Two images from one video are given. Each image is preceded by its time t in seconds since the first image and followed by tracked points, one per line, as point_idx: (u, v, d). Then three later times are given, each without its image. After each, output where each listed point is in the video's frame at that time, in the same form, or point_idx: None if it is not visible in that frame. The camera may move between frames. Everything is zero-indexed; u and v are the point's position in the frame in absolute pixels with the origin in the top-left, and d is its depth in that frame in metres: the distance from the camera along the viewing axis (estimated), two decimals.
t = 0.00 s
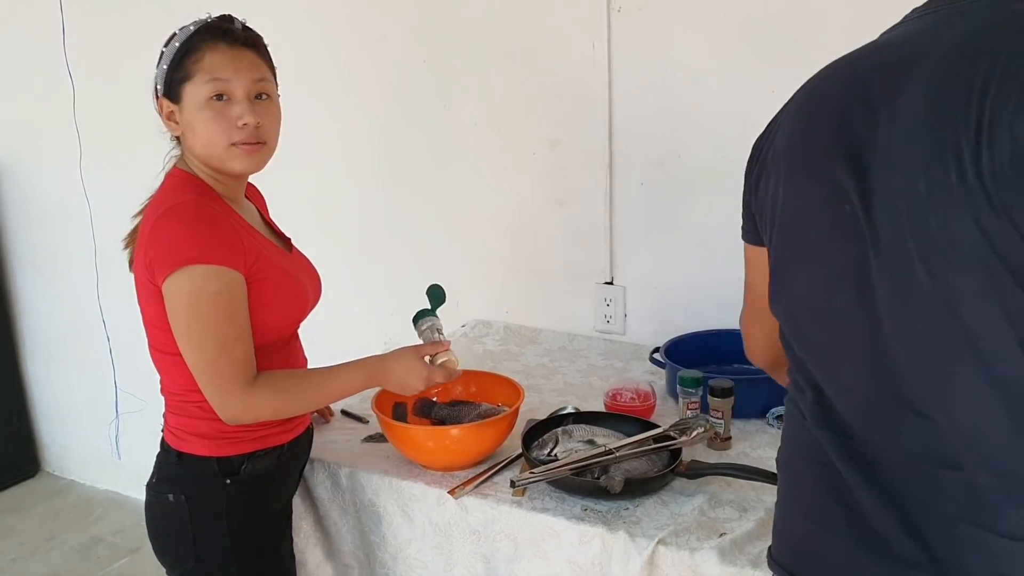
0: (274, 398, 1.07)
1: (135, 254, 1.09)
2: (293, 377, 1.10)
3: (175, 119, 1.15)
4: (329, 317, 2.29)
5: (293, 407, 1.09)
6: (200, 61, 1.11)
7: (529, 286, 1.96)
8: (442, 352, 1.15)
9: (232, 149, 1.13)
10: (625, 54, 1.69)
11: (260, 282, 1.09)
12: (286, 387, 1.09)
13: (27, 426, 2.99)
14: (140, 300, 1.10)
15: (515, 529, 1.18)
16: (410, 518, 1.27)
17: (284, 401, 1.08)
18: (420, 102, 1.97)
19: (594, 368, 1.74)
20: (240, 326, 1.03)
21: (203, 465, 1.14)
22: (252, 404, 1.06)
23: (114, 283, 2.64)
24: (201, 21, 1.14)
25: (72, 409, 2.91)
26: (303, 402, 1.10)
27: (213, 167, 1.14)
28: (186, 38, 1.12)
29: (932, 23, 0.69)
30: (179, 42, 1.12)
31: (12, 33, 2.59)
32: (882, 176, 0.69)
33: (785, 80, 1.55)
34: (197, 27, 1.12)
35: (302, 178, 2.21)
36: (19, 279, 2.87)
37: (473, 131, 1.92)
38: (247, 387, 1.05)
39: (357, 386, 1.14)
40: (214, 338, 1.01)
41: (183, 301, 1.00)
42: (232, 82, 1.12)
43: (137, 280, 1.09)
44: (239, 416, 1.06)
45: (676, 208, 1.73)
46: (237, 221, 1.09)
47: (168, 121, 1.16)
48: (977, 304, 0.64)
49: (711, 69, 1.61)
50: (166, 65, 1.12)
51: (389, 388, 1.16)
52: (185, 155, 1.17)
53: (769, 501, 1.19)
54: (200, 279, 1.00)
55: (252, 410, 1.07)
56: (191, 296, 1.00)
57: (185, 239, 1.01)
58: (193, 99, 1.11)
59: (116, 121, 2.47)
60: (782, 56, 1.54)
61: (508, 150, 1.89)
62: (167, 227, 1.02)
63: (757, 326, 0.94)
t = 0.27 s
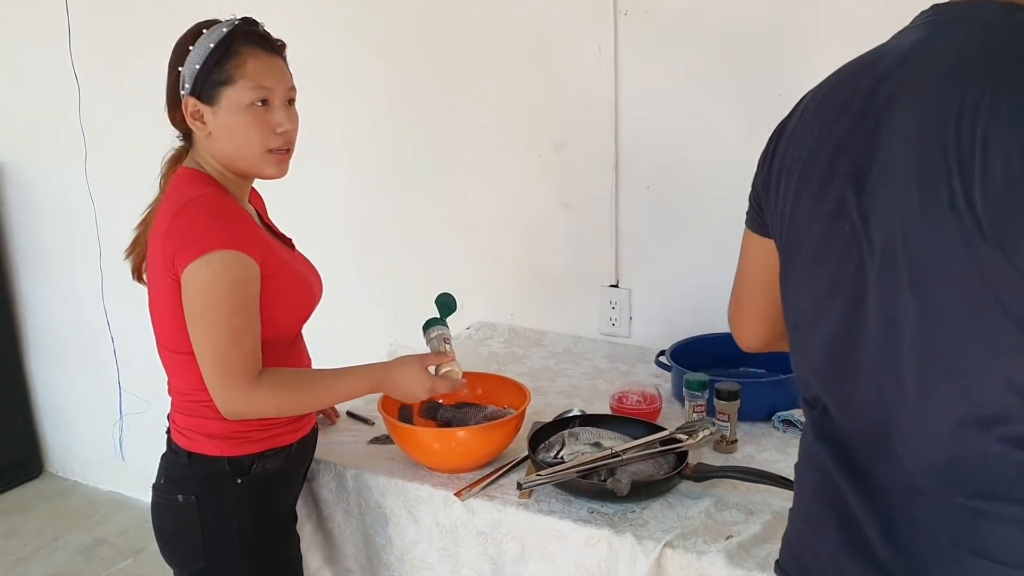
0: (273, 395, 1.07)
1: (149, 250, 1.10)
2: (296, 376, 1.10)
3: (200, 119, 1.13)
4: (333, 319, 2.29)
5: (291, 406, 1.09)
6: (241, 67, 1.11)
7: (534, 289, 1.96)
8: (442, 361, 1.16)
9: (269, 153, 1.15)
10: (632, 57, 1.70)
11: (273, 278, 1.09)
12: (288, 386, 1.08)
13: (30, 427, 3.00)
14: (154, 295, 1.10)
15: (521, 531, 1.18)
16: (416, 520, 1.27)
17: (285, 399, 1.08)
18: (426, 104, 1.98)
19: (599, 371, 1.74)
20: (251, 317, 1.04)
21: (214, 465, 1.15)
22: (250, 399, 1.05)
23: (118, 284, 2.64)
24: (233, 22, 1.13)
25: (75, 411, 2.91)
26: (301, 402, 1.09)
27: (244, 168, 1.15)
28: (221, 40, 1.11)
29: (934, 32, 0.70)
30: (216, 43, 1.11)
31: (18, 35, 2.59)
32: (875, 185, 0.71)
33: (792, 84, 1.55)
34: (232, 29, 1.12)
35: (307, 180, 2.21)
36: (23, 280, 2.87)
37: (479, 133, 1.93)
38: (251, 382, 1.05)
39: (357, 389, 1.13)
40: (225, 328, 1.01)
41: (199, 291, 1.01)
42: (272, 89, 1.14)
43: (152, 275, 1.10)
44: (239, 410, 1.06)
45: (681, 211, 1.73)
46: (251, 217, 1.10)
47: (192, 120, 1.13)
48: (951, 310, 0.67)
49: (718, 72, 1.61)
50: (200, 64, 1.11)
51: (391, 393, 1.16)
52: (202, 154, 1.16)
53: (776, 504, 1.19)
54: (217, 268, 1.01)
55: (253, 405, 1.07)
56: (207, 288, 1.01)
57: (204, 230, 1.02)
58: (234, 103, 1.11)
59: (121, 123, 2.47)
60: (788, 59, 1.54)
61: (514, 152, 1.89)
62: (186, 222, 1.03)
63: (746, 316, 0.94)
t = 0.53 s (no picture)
0: (291, 392, 1.07)
1: (156, 250, 1.10)
2: (316, 375, 1.10)
3: (223, 121, 1.13)
4: (337, 321, 2.30)
5: (310, 404, 1.09)
6: (272, 74, 1.12)
7: (537, 292, 1.96)
8: (472, 375, 1.17)
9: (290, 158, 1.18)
10: (637, 59, 1.70)
11: (280, 277, 1.10)
12: (308, 383, 1.09)
13: (32, 428, 3.00)
14: (161, 295, 1.10)
15: (526, 533, 1.18)
16: (419, 522, 1.27)
17: (301, 398, 1.08)
18: (431, 106, 1.98)
19: (602, 373, 1.74)
20: (263, 312, 1.04)
21: (223, 465, 1.15)
22: (267, 395, 1.05)
23: (121, 285, 2.65)
24: (260, 27, 1.13)
25: (78, 412, 2.91)
26: (320, 401, 1.10)
27: (261, 171, 1.17)
28: (253, 45, 1.11)
29: None
30: (247, 48, 1.11)
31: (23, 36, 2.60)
32: (951, 216, 0.63)
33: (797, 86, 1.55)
34: (260, 35, 1.13)
35: (312, 181, 2.21)
36: (27, 280, 2.87)
37: (483, 136, 1.93)
38: (265, 378, 1.05)
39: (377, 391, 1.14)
40: (235, 323, 1.02)
41: (211, 286, 1.01)
42: (298, 97, 1.16)
43: (159, 275, 1.10)
44: (252, 408, 1.06)
45: (686, 214, 1.73)
46: (258, 215, 1.10)
47: (216, 121, 1.12)
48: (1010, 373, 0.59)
49: (723, 75, 1.61)
50: (230, 68, 1.10)
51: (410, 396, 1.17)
52: (218, 154, 1.16)
53: (780, 508, 1.19)
54: (228, 263, 1.01)
55: (265, 405, 1.06)
56: (219, 282, 1.01)
57: (214, 227, 1.03)
58: (263, 110, 1.12)
59: (125, 124, 2.48)
60: (793, 62, 1.54)
61: (518, 155, 1.89)
62: (195, 220, 1.04)
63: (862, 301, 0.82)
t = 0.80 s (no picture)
0: (322, 388, 1.07)
1: (161, 252, 1.10)
2: (345, 372, 1.11)
3: (230, 120, 1.13)
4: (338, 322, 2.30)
5: (340, 401, 1.09)
6: (281, 76, 1.13)
7: (538, 294, 1.97)
8: (499, 370, 1.18)
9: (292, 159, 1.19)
10: (639, 62, 1.70)
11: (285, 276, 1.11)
12: (339, 381, 1.09)
13: (31, 428, 3.00)
14: (168, 295, 1.10)
15: (526, 534, 1.19)
16: (420, 523, 1.28)
17: (332, 395, 1.08)
18: (434, 108, 1.98)
19: (603, 376, 1.75)
20: (283, 311, 1.04)
21: (227, 465, 1.16)
22: (299, 391, 1.06)
23: (122, 286, 2.65)
24: (268, 27, 1.14)
25: (78, 413, 2.92)
26: (349, 398, 1.10)
27: (263, 170, 1.18)
28: (263, 46, 1.12)
29: None
30: (256, 48, 1.11)
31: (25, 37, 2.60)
32: None
33: (799, 90, 1.56)
34: (269, 35, 1.13)
35: (314, 183, 2.22)
36: (27, 280, 2.87)
37: (486, 138, 1.93)
38: (297, 375, 1.05)
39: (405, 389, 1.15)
40: (255, 323, 1.02)
41: (227, 286, 1.02)
42: (303, 99, 1.17)
43: (165, 277, 1.10)
44: (285, 404, 1.06)
45: (688, 217, 1.73)
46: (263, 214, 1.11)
47: (222, 121, 1.12)
48: None
49: (725, 78, 1.62)
50: (239, 68, 1.11)
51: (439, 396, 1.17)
52: (221, 153, 1.16)
53: (781, 510, 1.19)
54: (241, 264, 1.01)
55: (298, 400, 1.07)
56: (236, 283, 1.02)
57: (225, 228, 1.03)
58: (270, 111, 1.13)
59: (127, 124, 2.48)
60: (795, 65, 1.55)
61: (520, 157, 1.90)
62: (201, 222, 1.04)
63: None
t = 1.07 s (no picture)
0: (318, 392, 1.08)
1: (162, 252, 1.10)
2: (339, 375, 1.11)
3: (244, 122, 1.13)
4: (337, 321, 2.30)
5: (336, 405, 1.10)
6: (299, 87, 1.15)
7: (538, 294, 1.97)
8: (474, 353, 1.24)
9: (292, 167, 1.21)
10: (641, 63, 1.70)
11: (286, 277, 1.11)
12: (332, 382, 1.10)
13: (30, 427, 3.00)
14: (169, 295, 1.10)
15: (525, 534, 1.19)
16: (419, 522, 1.28)
17: (328, 395, 1.09)
18: (435, 108, 1.99)
19: (602, 376, 1.75)
20: (281, 313, 1.05)
21: (232, 463, 1.16)
22: (297, 396, 1.06)
23: (122, 285, 2.65)
24: (291, 37, 1.14)
25: (77, 411, 2.92)
26: (345, 402, 1.11)
27: (264, 175, 1.19)
28: (286, 56, 1.13)
29: None
30: (281, 56, 1.12)
31: (26, 34, 2.60)
32: None
33: (800, 91, 1.56)
34: (292, 45, 1.14)
35: (315, 182, 2.22)
36: (27, 279, 2.88)
37: (486, 138, 1.93)
38: (292, 377, 1.06)
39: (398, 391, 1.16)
40: (254, 325, 1.03)
41: (228, 288, 1.02)
42: (315, 110, 1.19)
43: (166, 276, 1.10)
44: (281, 407, 1.07)
45: (688, 218, 1.73)
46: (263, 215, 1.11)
47: (237, 122, 1.12)
48: None
49: (726, 79, 1.62)
50: (263, 73, 1.11)
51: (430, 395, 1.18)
52: (226, 152, 1.16)
53: (779, 511, 1.19)
54: (244, 266, 1.02)
55: (295, 403, 1.07)
56: (237, 286, 1.02)
57: (227, 229, 1.03)
58: (285, 119, 1.14)
59: (127, 123, 2.48)
60: (796, 67, 1.55)
61: (520, 157, 1.90)
62: (205, 221, 1.04)
63: None
